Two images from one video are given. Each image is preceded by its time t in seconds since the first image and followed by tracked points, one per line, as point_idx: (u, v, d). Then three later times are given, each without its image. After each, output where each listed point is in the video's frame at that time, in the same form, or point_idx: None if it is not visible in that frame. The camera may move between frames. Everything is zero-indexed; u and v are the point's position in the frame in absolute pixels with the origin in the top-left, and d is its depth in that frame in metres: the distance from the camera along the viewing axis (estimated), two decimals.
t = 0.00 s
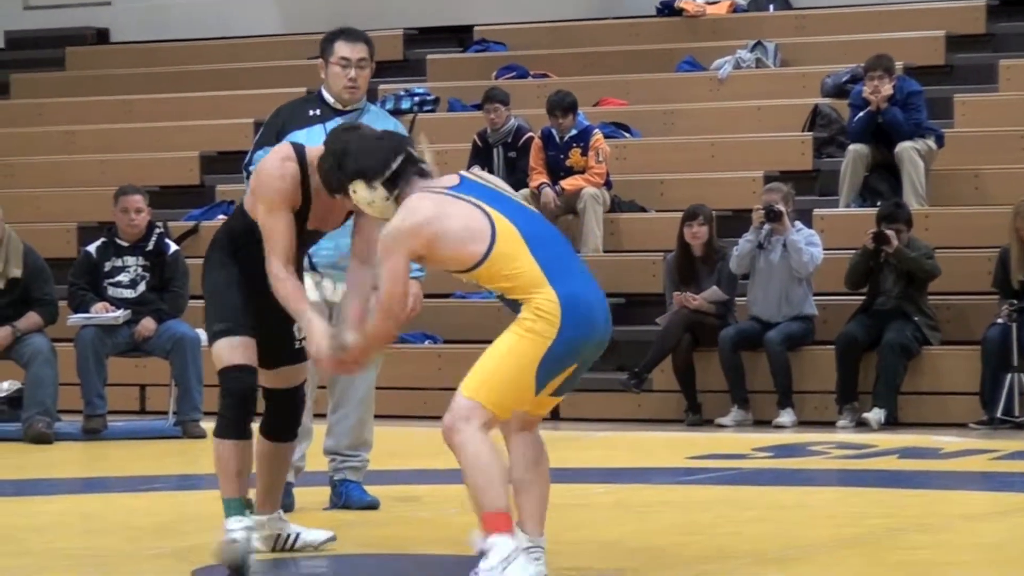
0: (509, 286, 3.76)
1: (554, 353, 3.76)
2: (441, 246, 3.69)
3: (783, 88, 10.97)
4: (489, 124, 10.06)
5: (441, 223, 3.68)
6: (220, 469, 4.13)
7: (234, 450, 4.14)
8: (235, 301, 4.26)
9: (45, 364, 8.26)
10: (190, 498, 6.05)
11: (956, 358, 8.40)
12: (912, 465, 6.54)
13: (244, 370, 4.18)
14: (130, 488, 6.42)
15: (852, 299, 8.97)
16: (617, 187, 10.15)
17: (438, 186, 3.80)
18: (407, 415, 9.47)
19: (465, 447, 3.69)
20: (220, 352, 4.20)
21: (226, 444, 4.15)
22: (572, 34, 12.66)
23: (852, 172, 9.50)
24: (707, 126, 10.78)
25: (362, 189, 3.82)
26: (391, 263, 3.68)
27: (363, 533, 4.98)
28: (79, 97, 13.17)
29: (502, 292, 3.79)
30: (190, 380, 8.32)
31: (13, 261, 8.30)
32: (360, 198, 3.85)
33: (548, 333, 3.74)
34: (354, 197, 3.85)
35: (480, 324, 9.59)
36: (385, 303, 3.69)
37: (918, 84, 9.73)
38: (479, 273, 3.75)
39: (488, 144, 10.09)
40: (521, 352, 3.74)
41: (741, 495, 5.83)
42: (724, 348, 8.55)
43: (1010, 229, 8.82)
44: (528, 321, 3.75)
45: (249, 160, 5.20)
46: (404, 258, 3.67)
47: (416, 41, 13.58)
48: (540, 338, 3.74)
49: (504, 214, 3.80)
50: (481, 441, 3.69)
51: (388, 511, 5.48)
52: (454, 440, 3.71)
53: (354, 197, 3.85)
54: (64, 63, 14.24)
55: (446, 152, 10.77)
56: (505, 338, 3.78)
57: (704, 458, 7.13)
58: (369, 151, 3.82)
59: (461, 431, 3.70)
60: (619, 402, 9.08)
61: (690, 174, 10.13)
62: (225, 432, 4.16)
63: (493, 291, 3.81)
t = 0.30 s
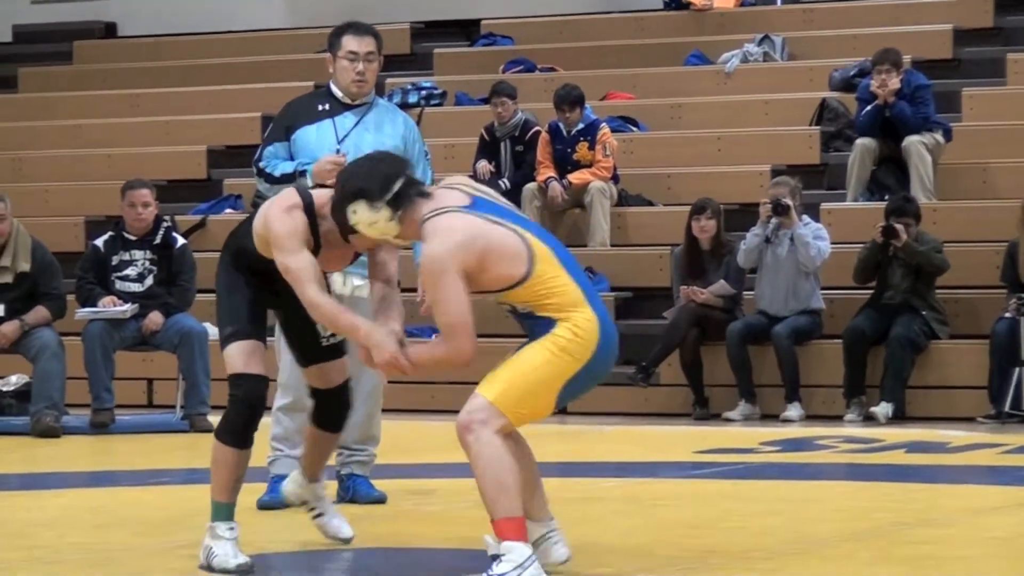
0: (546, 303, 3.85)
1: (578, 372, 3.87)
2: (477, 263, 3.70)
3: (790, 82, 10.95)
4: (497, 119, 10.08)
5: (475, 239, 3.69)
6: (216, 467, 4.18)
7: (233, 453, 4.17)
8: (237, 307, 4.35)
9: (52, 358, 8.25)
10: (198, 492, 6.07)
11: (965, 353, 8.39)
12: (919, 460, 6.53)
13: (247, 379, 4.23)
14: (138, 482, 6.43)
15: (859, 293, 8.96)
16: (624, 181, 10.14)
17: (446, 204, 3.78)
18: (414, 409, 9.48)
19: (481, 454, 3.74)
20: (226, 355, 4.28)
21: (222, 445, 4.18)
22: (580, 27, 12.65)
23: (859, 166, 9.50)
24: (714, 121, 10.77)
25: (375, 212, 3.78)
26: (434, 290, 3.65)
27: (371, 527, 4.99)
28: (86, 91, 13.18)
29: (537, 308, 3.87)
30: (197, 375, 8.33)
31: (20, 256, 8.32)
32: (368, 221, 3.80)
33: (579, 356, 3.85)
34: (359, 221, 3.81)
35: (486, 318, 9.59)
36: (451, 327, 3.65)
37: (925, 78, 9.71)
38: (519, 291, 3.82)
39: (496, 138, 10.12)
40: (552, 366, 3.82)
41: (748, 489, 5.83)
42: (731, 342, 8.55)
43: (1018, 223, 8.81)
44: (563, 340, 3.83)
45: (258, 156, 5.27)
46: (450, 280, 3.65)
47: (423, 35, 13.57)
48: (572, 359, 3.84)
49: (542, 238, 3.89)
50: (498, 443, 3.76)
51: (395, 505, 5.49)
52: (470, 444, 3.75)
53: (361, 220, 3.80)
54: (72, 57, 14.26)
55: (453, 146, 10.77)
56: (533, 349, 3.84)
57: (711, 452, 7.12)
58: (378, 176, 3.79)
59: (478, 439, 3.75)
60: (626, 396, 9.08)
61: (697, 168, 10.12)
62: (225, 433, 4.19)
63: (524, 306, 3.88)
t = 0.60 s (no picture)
0: (705, 267, 4.01)
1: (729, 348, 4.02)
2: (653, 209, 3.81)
3: (796, 76, 10.95)
4: (502, 113, 10.08)
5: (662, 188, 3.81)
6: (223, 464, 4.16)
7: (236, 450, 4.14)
8: (241, 295, 4.24)
9: (58, 352, 8.24)
10: (203, 486, 6.07)
11: (969, 347, 8.39)
12: (924, 454, 6.54)
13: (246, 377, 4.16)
14: (143, 475, 6.44)
15: (864, 287, 8.95)
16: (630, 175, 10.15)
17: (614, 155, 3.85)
18: (418, 403, 9.48)
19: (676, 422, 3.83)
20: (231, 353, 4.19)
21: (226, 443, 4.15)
22: (585, 22, 12.65)
23: (865, 160, 9.47)
24: (720, 114, 10.76)
25: (570, 150, 3.71)
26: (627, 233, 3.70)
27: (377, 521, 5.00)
28: (92, 85, 13.18)
29: (698, 271, 4.01)
30: (202, 368, 8.34)
31: (26, 248, 8.35)
32: (556, 159, 3.71)
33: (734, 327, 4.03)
34: (542, 158, 3.71)
35: (492, 311, 9.59)
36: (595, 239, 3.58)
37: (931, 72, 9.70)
38: (686, 250, 3.98)
39: (500, 132, 10.11)
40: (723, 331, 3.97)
41: (753, 483, 5.84)
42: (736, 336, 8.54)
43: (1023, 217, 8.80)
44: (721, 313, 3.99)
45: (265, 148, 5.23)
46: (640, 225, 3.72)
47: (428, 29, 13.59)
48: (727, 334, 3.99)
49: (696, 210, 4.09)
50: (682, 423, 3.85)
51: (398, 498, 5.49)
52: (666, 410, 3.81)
53: (549, 157, 3.70)
54: (77, 50, 14.26)
55: (459, 141, 10.77)
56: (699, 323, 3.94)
57: (716, 446, 7.13)
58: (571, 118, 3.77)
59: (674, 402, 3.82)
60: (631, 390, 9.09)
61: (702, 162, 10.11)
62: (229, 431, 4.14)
63: (684, 268, 4.01)
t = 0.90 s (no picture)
0: (856, 262, 4.09)
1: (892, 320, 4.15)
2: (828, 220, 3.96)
3: (799, 72, 10.93)
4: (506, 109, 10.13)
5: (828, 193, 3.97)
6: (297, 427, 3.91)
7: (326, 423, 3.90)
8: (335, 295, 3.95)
9: (62, 349, 8.26)
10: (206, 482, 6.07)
11: (973, 343, 8.38)
12: (927, 450, 6.53)
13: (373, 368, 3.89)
14: (146, 472, 6.44)
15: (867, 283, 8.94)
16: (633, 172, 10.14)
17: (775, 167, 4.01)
18: (421, 399, 9.48)
19: (866, 449, 4.03)
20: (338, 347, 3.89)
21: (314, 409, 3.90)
22: (587, 17, 12.64)
23: (868, 155, 9.47)
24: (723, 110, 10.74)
25: (733, 164, 3.91)
26: (806, 241, 3.85)
27: (383, 517, 4.99)
28: (95, 82, 13.18)
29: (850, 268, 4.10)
30: (206, 364, 8.35)
31: (29, 246, 8.35)
32: (719, 172, 3.91)
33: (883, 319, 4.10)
34: (706, 170, 3.92)
35: (495, 308, 9.58)
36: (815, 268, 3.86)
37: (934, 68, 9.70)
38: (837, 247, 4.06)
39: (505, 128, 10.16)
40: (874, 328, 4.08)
41: (756, 479, 5.84)
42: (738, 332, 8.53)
43: None
44: (879, 302, 4.08)
45: (258, 143, 5.27)
46: (820, 225, 3.86)
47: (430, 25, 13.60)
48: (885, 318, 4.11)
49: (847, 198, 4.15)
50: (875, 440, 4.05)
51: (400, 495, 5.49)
52: (848, 449, 4.04)
53: (711, 170, 3.91)
54: (80, 47, 14.27)
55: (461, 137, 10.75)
56: (857, 328, 4.07)
57: (720, 442, 7.12)
58: (735, 135, 3.97)
59: (854, 439, 4.03)
60: (635, 387, 9.09)
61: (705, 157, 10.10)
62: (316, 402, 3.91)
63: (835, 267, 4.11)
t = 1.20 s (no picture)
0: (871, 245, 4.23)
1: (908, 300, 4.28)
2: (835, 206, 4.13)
3: (755, 77, 10.98)
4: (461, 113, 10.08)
5: (834, 183, 4.15)
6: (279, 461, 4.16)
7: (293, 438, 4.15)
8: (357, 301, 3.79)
9: (12, 352, 8.19)
10: (155, 485, 6.04)
11: (924, 348, 8.44)
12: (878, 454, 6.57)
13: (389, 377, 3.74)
14: (94, 475, 6.40)
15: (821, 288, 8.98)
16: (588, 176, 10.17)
17: (780, 166, 4.13)
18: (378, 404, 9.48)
19: (872, 424, 4.11)
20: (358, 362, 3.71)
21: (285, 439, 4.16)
22: (544, 22, 12.65)
23: (822, 161, 9.52)
24: (678, 115, 10.78)
25: (752, 164, 4.01)
26: (828, 226, 3.98)
27: (336, 521, 4.98)
28: (48, 83, 13.10)
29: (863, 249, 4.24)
30: (157, 368, 8.30)
31: None
32: (740, 171, 4.00)
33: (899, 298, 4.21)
34: (727, 172, 4.01)
35: (451, 311, 9.57)
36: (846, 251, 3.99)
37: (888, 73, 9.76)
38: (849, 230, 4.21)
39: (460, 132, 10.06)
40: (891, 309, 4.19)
41: (707, 484, 5.86)
42: (693, 337, 8.56)
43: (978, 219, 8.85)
44: (893, 278, 4.20)
45: (179, 152, 5.21)
46: (840, 215, 4.00)
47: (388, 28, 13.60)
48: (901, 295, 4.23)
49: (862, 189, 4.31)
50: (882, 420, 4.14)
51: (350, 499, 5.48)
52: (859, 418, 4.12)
53: (732, 171, 4.00)
54: (33, 48, 14.17)
55: (418, 140, 10.74)
56: (875, 306, 4.18)
57: (674, 447, 7.15)
58: (750, 136, 4.08)
59: (866, 409, 4.12)
60: (589, 390, 9.10)
61: (661, 162, 10.13)
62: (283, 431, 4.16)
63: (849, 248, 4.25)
